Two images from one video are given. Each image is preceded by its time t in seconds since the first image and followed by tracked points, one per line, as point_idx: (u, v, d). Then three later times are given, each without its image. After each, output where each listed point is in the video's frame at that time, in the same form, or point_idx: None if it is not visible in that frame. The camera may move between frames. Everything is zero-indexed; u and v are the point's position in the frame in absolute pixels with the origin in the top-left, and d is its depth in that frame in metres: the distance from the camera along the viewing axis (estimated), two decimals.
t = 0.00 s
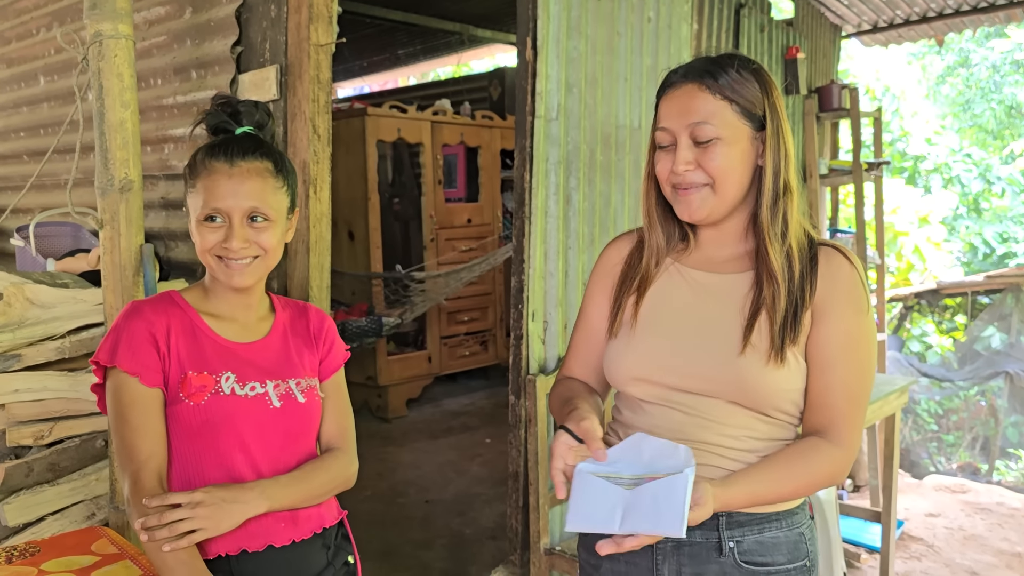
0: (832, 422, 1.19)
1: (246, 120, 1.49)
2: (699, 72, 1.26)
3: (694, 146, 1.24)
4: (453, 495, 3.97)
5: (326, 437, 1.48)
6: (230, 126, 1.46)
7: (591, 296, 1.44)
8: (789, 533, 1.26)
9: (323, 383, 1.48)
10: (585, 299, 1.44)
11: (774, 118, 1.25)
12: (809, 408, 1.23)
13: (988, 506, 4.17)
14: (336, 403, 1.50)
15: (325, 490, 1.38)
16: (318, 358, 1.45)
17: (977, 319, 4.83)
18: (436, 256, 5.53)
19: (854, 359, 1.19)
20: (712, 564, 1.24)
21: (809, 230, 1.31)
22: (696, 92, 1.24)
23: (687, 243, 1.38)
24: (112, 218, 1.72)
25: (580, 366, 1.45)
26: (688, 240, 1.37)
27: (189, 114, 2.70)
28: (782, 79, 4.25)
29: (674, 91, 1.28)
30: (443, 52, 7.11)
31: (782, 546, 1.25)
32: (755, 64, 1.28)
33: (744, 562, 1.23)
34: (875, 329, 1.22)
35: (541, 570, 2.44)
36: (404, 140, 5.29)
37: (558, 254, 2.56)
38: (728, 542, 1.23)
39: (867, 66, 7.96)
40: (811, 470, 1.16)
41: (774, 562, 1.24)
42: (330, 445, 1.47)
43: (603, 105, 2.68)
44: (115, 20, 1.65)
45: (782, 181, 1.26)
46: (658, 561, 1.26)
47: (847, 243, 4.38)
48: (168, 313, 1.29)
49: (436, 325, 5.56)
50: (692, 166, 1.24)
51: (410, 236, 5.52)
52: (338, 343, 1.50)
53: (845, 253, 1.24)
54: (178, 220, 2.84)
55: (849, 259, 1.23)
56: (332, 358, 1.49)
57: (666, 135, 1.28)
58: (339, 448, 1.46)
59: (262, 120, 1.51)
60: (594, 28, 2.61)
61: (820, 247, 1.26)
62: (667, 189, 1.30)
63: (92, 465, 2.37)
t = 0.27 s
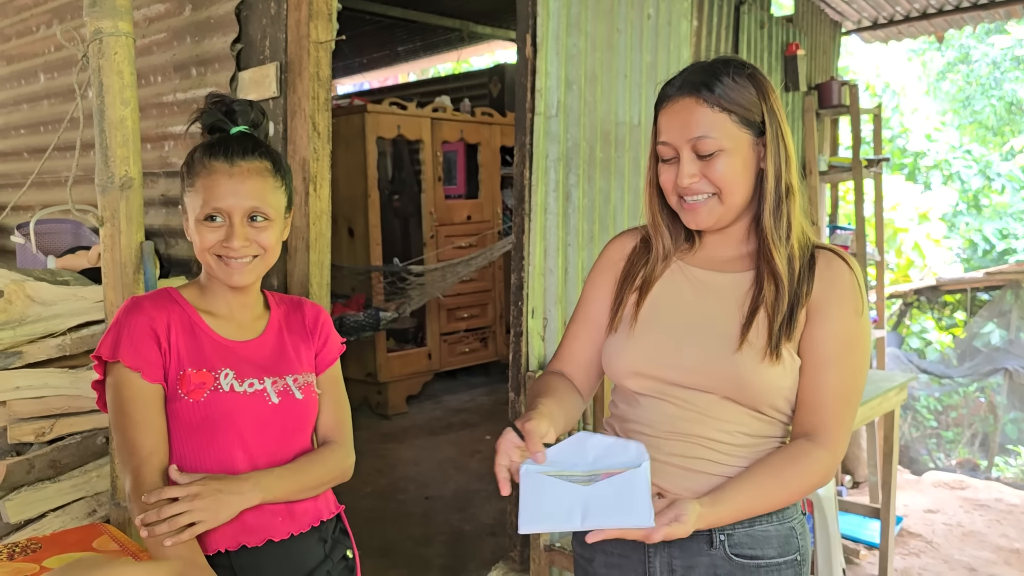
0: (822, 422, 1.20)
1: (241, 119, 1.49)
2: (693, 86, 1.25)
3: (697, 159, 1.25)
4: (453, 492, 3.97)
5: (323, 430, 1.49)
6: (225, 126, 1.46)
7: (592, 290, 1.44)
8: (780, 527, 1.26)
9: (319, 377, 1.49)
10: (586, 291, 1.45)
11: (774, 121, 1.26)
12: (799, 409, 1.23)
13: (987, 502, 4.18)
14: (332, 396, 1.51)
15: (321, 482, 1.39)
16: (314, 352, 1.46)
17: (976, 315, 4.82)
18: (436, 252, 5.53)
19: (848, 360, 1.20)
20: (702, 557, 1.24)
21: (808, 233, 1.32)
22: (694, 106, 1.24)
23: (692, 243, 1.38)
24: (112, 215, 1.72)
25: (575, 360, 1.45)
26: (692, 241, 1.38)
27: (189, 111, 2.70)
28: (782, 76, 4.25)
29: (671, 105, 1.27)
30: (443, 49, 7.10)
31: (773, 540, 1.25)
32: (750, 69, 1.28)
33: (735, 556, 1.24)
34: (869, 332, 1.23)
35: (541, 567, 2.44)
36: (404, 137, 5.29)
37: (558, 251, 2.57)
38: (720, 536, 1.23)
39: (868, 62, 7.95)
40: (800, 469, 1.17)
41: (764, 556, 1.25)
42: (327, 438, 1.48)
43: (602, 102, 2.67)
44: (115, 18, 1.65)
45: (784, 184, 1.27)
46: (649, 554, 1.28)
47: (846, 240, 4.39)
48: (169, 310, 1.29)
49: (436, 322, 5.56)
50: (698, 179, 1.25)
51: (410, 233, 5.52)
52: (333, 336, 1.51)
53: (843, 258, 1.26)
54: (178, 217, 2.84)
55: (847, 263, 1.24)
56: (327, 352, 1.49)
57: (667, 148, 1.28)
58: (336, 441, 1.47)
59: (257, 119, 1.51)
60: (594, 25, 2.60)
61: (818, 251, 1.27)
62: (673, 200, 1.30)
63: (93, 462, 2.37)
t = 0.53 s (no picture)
0: (795, 416, 1.17)
1: (240, 113, 1.56)
2: (695, 73, 1.26)
3: (697, 147, 1.26)
4: (455, 484, 3.99)
5: (322, 421, 1.53)
6: (227, 120, 1.52)
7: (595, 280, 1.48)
8: (772, 519, 1.28)
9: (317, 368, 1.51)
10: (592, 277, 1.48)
11: (775, 110, 1.26)
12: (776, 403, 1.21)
13: (987, 494, 4.20)
14: (331, 386, 1.54)
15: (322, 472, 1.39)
16: (312, 343, 1.48)
17: (977, 307, 4.81)
18: (437, 245, 5.53)
19: (827, 354, 1.18)
20: (692, 546, 1.29)
21: (808, 225, 1.31)
22: (695, 93, 1.25)
23: (693, 235, 1.41)
24: (115, 208, 1.73)
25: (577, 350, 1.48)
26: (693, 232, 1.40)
27: (190, 103, 2.70)
28: (783, 68, 4.24)
29: (672, 92, 1.28)
30: (444, 41, 7.08)
31: (763, 531, 1.28)
32: (752, 58, 1.28)
33: (723, 545, 1.27)
34: (861, 325, 1.21)
35: (543, 558, 2.45)
36: (405, 129, 5.28)
37: (559, 244, 2.57)
38: (708, 526, 1.27)
39: (869, 54, 7.93)
40: (765, 462, 1.16)
41: (754, 546, 1.28)
42: (325, 427, 1.52)
43: (605, 94, 2.67)
44: (116, 10, 1.65)
45: (781, 173, 1.26)
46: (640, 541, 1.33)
47: (847, 232, 4.40)
48: (169, 302, 1.29)
49: (437, 314, 5.57)
50: (696, 166, 1.26)
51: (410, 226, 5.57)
52: (331, 327, 1.53)
53: (838, 252, 1.23)
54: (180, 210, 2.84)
55: (841, 257, 1.22)
56: (325, 343, 1.51)
57: (668, 135, 1.29)
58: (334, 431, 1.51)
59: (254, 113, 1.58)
60: (596, 17, 2.60)
61: (813, 243, 1.26)
62: (674, 188, 1.32)
63: (97, 453, 2.38)
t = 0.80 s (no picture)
0: (769, 405, 1.18)
1: (242, 99, 1.56)
2: (694, 56, 1.27)
3: (694, 131, 1.27)
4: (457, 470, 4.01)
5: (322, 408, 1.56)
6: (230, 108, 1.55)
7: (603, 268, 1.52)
8: (764, 510, 1.29)
9: (317, 358, 1.53)
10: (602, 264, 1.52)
11: (776, 93, 1.26)
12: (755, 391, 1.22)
13: (987, 480, 4.22)
14: (328, 375, 1.55)
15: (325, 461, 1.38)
16: (310, 333, 1.50)
17: (977, 294, 4.80)
18: (438, 232, 5.53)
19: (807, 346, 1.18)
20: (681, 534, 1.31)
21: (810, 208, 1.30)
22: (693, 76, 1.26)
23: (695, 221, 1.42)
24: (117, 196, 1.74)
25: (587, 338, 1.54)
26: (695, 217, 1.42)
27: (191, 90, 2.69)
28: (785, 54, 4.21)
29: (671, 75, 1.29)
30: (444, 28, 7.04)
31: (755, 521, 1.29)
32: (753, 38, 1.29)
33: (713, 534, 1.29)
34: (853, 314, 1.20)
35: (545, 545, 2.46)
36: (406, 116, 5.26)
37: (561, 231, 2.56)
38: (698, 513, 1.29)
39: (871, 40, 7.89)
40: (732, 449, 1.18)
41: (744, 536, 1.29)
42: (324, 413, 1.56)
43: (607, 81, 2.67)
44: None
45: (781, 156, 1.27)
46: (632, 527, 1.36)
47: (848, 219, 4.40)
48: (165, 294, 1.33)
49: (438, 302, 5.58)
50: (694, 151, 1.28)
51: (411, 213, 5.55)
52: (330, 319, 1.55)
53: (835, 243, 1.22)
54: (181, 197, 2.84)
55: (838, 249, 1.21)
56: (323, 333, 1.53)
57: (668, 120, 1.31)
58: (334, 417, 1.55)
59: (257, 98, 1.58)
60: (598, 3, 2.58)
61: (813, 233, 1.25)
62: (675, 172, 1.34)
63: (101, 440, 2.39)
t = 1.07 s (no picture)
0: (759, 388, 1.18)
1: (242, 78, 1.56)
2: (692, 37, 1.25)
3: (693, 114, 1.26)
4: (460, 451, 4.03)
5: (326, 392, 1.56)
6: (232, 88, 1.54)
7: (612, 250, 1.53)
8: (769, 494, 1.30)
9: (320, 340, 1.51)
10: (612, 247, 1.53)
11: (776, 74, 1.24)
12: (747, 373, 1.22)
13: (989, 460, 4.23)
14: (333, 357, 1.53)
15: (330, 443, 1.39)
16: (313, 315, 1.48)
17: (980, 275, 4.77)
18: (440, 213, 5.52)
19: (800, 329, 1.17)
20: (685, 516, 1.32)
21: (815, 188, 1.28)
22: (691, 57, 1.24)
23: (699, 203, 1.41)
24: (121, 175, 1.83)
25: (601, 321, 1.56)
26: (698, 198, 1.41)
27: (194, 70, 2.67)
28: (790, 33, 4.17)
29: (670, 56, 1.28)
30: (445, 7, 6.97)
31: (759, 505, 1.29)
32: (755, 15, 1.25)
33: (717, 517, 1.30)
34: (853, 297, 1.18)
35: (550, 526, 2.46)
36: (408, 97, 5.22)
37: (565, 211, 2.54)
38: (702, 496, 1.30)
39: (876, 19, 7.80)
40: (722, 432, 1.18)
41: (748, 519, 1.29)
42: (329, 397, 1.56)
43: (611, 60, 2.64)
44: None
45: (783, 138, 1.24)
46: (638, 507, 1.38)
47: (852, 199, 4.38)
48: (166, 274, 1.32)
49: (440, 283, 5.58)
50: (693, 135, 1.27)
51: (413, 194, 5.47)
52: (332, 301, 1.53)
53: (835, 225, 1.20)
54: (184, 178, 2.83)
55: (838, 232, 1.19)
56: (326, 315, 1.52)
57: (668, 104, 1.30)
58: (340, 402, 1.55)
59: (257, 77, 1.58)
60: None
61: (815, 214, 1.23)
62: (676, 155, 1.33)
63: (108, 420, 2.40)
